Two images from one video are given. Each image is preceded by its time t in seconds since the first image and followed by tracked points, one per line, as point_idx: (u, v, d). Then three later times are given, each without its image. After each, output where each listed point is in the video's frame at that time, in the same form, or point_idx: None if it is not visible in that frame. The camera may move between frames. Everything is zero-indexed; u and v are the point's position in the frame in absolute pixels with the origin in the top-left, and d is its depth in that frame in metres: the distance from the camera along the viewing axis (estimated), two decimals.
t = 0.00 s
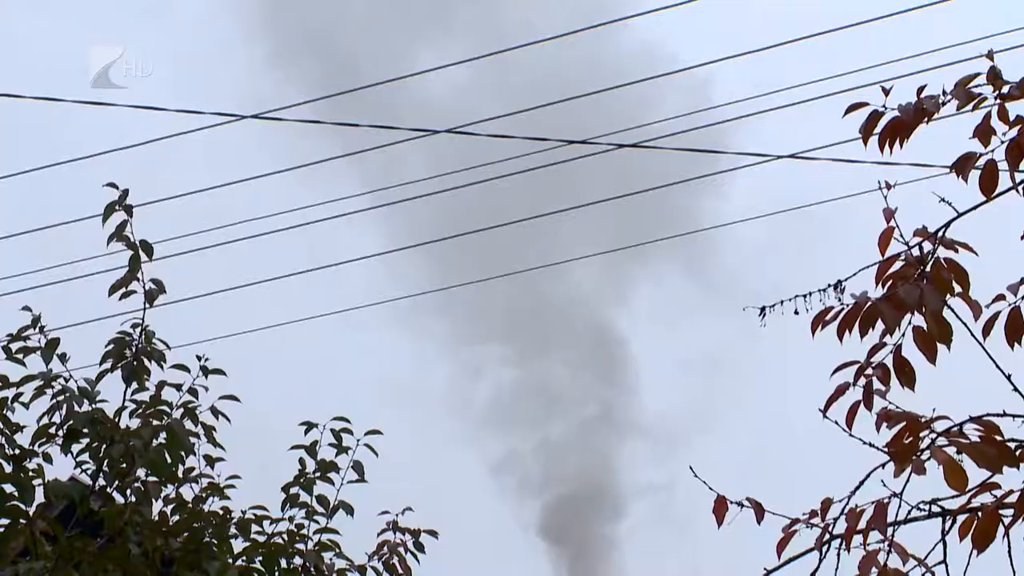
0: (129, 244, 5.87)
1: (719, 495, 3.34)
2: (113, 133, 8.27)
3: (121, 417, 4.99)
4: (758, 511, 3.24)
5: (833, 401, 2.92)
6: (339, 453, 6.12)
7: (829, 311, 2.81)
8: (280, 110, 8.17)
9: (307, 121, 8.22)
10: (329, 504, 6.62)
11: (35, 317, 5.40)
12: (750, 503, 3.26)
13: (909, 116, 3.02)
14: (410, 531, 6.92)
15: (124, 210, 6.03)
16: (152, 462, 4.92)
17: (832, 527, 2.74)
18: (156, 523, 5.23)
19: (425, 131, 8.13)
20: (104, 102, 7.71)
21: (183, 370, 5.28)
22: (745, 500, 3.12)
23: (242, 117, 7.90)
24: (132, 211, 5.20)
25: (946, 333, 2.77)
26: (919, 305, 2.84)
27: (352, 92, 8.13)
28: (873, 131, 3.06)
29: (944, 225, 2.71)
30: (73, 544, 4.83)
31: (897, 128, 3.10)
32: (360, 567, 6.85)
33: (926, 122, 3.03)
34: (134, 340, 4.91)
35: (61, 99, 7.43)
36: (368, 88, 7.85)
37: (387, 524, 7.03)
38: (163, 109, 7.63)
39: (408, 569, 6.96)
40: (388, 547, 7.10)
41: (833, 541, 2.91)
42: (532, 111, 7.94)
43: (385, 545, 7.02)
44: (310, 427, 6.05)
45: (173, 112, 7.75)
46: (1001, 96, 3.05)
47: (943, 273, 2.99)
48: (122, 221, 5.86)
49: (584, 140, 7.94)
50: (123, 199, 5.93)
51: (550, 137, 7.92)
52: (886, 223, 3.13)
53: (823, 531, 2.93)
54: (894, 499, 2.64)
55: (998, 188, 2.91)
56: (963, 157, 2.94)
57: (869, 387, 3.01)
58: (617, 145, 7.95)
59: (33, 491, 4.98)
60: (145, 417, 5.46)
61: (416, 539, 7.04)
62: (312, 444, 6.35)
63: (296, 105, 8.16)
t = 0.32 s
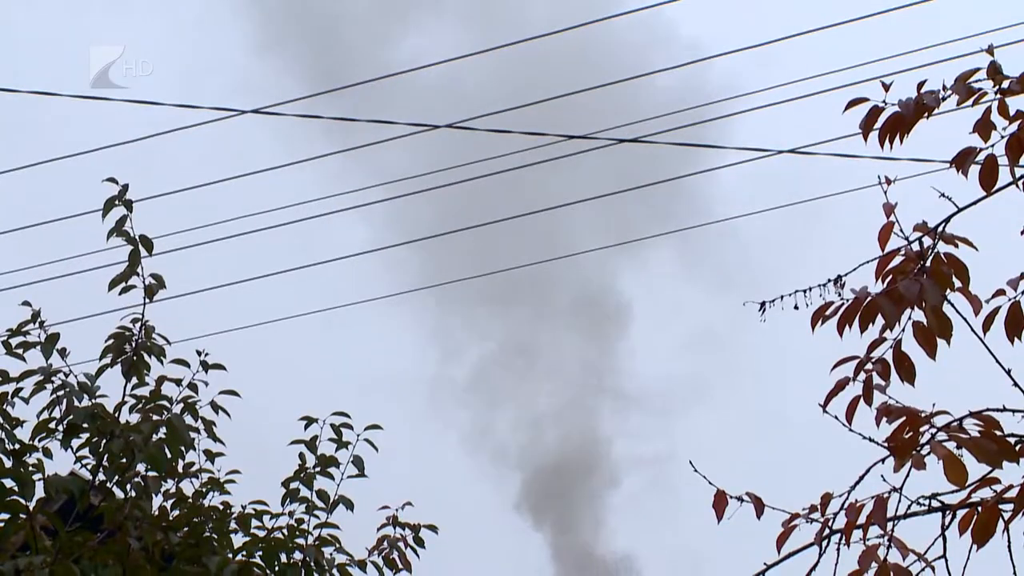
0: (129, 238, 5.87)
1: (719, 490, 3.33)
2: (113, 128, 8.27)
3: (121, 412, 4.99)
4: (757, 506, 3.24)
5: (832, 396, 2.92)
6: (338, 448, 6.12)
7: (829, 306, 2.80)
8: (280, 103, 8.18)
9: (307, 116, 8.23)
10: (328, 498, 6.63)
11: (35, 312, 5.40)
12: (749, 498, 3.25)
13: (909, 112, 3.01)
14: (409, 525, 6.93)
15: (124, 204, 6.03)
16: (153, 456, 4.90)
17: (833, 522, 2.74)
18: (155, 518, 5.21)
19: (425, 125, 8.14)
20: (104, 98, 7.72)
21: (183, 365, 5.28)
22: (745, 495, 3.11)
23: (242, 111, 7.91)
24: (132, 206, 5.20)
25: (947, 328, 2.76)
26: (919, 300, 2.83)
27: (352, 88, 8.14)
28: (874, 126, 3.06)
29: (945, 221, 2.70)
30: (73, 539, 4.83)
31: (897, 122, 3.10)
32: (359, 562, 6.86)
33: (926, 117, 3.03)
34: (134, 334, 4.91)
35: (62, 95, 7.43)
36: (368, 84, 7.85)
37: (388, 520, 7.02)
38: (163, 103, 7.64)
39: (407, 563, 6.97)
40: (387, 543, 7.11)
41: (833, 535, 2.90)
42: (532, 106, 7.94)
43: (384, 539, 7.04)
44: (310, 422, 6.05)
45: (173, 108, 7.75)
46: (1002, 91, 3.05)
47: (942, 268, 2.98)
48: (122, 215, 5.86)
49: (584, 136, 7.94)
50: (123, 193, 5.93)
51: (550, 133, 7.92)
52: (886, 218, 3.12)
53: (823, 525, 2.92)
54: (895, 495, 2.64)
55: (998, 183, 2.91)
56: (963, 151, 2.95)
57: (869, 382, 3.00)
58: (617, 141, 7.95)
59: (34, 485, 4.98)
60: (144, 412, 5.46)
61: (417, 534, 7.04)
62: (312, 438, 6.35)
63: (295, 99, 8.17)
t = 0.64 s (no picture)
0: (129, 230, 5.87)
1: (720, 481, 3.33)
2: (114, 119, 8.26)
3: (120, 404, 4.98)
4: (756, 498, 3.24)
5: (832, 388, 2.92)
6: (338, 440, 6.12)
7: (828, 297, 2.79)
8: (279, 96, 8.17)
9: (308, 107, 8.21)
10: (328, 489, 6.62)
11: (35, 303, 5.39)
12: (749, 489, 3.25)
13: (909, 103, 3.01)
14: (410, 517, 6.92)
15: (123, 196, 6.02)
16: (152, 448, 4.90)
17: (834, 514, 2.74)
18: (156, 509, 5.20)
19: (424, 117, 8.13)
20: (105, 88, 7.70)
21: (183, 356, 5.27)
22: (746, 485, 3.11)
23: (241, 103, 7.90)
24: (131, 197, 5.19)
25: (947, 319, 2.76)
26: (919, 292, 2.83)
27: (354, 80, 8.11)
28: (873, 118, 3.05)
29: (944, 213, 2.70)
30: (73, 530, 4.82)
31: (897, 113, 3.09)
32: (359, 554, 6.86)
33: (926, 108, 3.02)
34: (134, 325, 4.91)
35: (62, 85, 7.42)
36: (369, 74, 7.83)
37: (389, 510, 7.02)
38: (162, 95, 7.64)
39: (407, 555, 6.96)
40: (388, 534, 7.10)
41: (834, 526, 2.90)
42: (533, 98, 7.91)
43: (384, 530, 7.03)
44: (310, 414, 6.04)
45: (174, 98, 7.75)
46: (1002, 83, 3.05)
47: (942, 260, 2.97)
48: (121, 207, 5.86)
49: (586, 128, 7.91)
50: (122, 185, 5.93)
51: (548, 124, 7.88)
52: (886, 210, 3.11)
53: (822, 516, 2.92)
54: (897, 486, 2.65)
55: (998, 175, 2.91)
56: (964, 142, 2.94)
57: (869, 373, 3.00)
58: (618, 132, 7.92)
59: (34, 476, 4.98)
60: (144, 403, 5.46)
61: (417, 525, 7.04)
62: (312, 429, 6.34)
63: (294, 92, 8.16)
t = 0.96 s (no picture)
0: (129, 216, 5.87)
1: (719, 467, 3.33)
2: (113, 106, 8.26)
3: (120, 389, 4.98)
4: (755, 483, 3.25)
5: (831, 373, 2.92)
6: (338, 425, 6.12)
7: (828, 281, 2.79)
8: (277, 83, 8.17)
9: (306, 93, 8.22)
10: (328, 475, 6.63)
11: (34, 288, 5.39)
12: (748, 474, 3.25)
13: (908, 88, 3.01)
14: (409, 502, 6.93)
15: (123, 181, 6.03)
16: (153, 433, 4.91)
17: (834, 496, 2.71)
18: (156, 494, 5.20)
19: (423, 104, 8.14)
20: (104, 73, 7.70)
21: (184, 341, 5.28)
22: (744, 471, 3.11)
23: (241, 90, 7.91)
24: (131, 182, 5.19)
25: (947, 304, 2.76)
26: (919, 276, 2.83)
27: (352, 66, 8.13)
28: (873, 103, 3.05)
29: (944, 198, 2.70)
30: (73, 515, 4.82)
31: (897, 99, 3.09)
32: (358, 539, 6.87)
33: (926, 93, 3.02)
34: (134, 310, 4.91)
35: (61, 70, 7.41)
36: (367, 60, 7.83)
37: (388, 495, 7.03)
38: (161, 82, 7.64)
39: (406, 540, 6.97)
40: (387, 520, 7.11)
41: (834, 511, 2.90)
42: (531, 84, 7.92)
43: (384, 516, 7.04)
44: (309, 399, 6.05)
45: (174, 84, 7.75)
46: (1002, 68, 3.05)
47: (942, 245, 2.97)
48: (121, 192, 5.86)
49: (584, 114, 7.91)
50: (123, 170, 5.93)
51: (547, 111, 7.91)
52: (886, 196, 3.11)
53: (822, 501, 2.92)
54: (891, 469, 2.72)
55: (998, 160, 2.91)
56: (964, 128, 2.95)
57: (869, 359, 3.00)
58: (615, 118, 7.92)
59: (34, 461, 4.98)
60: (144, 388, 5.46)
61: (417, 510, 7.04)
62: (312, 414, 6.35)
63: (293, 79, 8.17)
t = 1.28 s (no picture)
0: (129, 196, 5.87)
1: (719, 448, 3.34)
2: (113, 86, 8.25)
3: (120, 370, 4.98)
4: (754, 463, 3.26)
5: (831, 354, 2.93)
6: (338, 405, 6.12)
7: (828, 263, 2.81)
8: (279, 61, 8.16)
9: (306, 72, 8.20)
10: (328, 454, 6.64)
11: (34, 269, 5.39)
12: (748, 454, 3.27)
13: (909, 68, 3.01)
14: (409, 483, 6.94)
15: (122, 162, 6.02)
16: (153, 414, 4.91)
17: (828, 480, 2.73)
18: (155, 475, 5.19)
19: (424, 83, 8.12)
20: (106, 53, 7.70)
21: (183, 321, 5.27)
22: (745, 451, 3.13)
23: (242, 69, 7.90)
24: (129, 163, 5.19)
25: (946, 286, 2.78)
26: (919, 257, 2.82)
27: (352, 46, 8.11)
28: (875, 84, 3.04)
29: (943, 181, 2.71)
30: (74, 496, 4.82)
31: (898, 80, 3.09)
32: (359, 519, 6.88)
33: (926, 73, 3.02)
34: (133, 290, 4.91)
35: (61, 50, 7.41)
36: (367, 40, 7.82)
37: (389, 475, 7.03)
38: (162, 61, 7.63)
39: (407, 520, 6.98)
40: (388, 499, 7.13)
41: (833, 492, 2.91)
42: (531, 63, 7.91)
43: (384, 496, 7.05)
44: (309, 380, 6.05)
45: (174, 62, 7.74)
46: (1003, 48, 3.04)
47: (942, 226, 2.96)
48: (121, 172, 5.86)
49: (585, 94, 7.90)
50: (122, 151, 5.92)
51: (548, 90, 7.89)
52: (887, 176, 3.11)
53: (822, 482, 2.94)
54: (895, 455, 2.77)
55: (999, 141, 2.91)
56: (965, 109, 2.94)
57: (869, 341, 3.00)
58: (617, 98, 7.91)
59: (34, 442, 4.98)
60: (144, 369, 5.46)
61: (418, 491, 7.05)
62: (312, 395, 6.36)
63: (295, 57, 8.16)
